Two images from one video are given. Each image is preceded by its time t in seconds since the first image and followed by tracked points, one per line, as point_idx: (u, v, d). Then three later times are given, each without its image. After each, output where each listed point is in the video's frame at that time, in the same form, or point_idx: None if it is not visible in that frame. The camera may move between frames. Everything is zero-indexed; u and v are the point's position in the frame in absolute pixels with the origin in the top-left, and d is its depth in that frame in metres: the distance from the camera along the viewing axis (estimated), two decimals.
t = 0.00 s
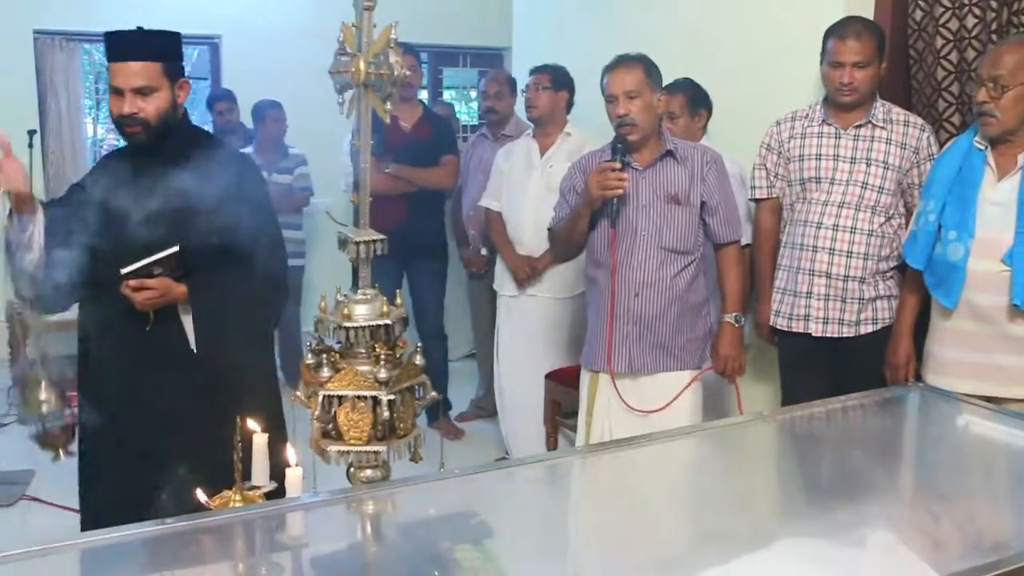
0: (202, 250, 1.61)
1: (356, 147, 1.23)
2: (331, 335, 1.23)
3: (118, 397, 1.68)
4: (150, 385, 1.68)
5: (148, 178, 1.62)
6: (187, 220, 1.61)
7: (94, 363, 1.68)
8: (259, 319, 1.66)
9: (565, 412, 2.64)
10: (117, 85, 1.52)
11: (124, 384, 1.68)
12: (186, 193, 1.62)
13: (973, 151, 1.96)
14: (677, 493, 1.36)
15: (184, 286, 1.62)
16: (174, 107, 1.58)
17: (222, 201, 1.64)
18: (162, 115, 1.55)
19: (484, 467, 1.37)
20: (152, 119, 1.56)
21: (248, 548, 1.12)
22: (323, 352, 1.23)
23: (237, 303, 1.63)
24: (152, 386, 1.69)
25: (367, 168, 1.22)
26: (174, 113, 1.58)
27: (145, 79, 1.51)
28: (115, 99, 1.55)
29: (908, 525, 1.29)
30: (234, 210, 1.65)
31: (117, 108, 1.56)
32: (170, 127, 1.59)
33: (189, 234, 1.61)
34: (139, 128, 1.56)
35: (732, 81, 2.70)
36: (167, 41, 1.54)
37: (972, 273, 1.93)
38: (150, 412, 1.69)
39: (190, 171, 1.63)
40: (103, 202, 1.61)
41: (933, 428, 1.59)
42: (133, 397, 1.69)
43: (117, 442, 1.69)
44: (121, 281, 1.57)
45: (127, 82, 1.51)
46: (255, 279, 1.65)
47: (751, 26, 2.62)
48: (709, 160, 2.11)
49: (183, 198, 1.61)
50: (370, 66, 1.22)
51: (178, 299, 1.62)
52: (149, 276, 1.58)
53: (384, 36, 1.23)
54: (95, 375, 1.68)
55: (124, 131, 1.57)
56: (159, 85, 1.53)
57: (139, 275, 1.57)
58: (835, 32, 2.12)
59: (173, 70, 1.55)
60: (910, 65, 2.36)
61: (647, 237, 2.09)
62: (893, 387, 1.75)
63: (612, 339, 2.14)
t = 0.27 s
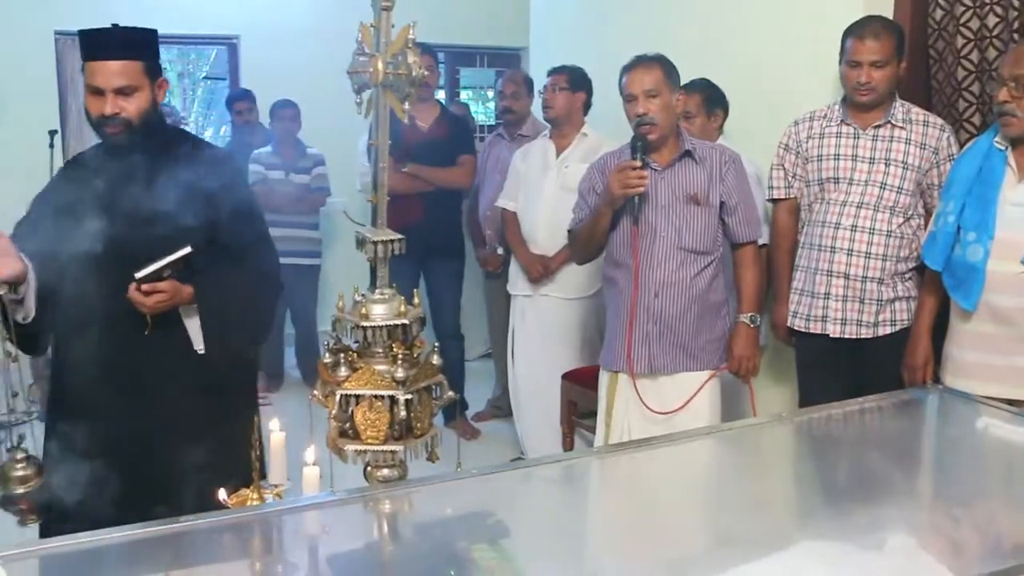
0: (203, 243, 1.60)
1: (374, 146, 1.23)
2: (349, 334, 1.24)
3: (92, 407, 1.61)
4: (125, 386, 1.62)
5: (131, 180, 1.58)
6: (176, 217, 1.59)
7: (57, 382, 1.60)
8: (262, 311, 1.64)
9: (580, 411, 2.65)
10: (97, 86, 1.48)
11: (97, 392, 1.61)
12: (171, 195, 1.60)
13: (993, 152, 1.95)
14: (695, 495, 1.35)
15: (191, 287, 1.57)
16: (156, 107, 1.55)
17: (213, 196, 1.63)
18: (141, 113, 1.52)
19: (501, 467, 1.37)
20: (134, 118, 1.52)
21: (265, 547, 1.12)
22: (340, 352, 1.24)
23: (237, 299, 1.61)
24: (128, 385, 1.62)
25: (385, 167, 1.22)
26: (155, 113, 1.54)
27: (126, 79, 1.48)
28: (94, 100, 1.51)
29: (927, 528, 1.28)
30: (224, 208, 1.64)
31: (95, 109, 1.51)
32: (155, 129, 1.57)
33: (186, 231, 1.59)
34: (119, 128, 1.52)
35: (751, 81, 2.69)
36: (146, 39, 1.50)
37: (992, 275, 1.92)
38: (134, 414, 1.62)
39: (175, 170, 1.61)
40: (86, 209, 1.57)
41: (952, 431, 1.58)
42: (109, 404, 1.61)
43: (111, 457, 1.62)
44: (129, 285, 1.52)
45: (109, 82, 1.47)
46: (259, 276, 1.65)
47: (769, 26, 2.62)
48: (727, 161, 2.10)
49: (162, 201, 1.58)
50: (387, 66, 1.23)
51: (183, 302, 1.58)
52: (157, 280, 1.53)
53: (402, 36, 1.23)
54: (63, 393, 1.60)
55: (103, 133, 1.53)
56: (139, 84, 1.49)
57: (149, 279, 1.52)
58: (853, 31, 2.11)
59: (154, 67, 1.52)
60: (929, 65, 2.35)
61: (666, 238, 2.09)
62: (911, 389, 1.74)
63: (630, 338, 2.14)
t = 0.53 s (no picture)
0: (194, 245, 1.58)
1: (394, 146, 1.23)
2: (368, 334, 1.24)
3: (73, 424, 1.58)
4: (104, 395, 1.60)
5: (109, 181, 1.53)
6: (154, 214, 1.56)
7: (29, 410, 1.57)
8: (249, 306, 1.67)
9: (599, 413, 2.65)
10: (70, 87, 1.44)
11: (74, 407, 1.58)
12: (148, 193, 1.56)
13: (1017, 152, 1.93)
14: (715, 497, 1.35)
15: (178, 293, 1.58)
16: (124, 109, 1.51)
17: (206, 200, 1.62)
18: (114, 113, 1.48)
19: (520, 467, 1.37)
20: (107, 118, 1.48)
21: (284, 546, 1.13)
22: (360, 352, 1.24)
23: (224, 299, 1.61)
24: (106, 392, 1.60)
25: (406, 167, 1.22)
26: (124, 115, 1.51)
27: (103, 79, 1.45)
28: (65, 101, 1.46)
29: (949, 532, 1.27)
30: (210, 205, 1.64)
31: (68, 110, 1.46)
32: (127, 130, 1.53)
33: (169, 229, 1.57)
34: (92, 129, 1.47)
35: (772, 82, 2.68)
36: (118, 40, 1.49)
37: (1015, 277, 1.90)
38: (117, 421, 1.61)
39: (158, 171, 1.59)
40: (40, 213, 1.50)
41: (974, 433, 1.56)
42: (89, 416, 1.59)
43: (106, 467, 1.61)
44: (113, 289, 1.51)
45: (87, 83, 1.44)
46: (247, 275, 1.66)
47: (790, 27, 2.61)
48: (749, 161, 2.09)
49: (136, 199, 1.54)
50: (408, 67, 1.23)
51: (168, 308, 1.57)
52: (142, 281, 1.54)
53: (423, 37, 1.23)
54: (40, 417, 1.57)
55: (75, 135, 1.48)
56: (113, 85, 1.47)
57: (138, 281, 1.53)
58: (874, 31, 2.10)
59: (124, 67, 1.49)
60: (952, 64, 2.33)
61: (689, 238, 2.08)
62: (931, 391, 1.73)
63: (656, 339, 2.13)
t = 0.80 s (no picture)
0: (188, 244, 1.66)
1: (418, 146, 1.24)
2: (392, 334, 1.24)
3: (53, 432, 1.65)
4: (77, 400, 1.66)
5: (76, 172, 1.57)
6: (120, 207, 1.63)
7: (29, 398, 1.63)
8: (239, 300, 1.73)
9: (621, 414, 2.65)
10: (39, 83, 1.46)
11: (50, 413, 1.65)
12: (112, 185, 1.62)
13: None
14: (739, 500, 1.34)
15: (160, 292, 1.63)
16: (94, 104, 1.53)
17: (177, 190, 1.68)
18: (86, 110, 1.50)
19: (542, 468, 1.37)
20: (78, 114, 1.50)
21: (307, 545, 1.13)
22: (383, 352, 1.24)
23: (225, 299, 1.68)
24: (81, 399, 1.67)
25: (430, 168, 1.23)
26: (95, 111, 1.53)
27: (73, 78, 1.47)
28: (37, 97, 1.47)
29: (976, 538, 1.26)
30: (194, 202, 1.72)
31: (40, 105, 1.48)
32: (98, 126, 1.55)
33: (139, 220, 1.63)
34: (61, 126, 1.50)
35: (796, 82, 2.66)
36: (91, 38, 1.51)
37: None
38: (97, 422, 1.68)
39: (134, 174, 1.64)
40: None
41: (1002, 438, 1.55)
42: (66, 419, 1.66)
43: (98, 467, 1.68)
44: (96, 292, 1.58)
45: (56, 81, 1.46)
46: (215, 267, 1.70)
47: (813, 27, 2.59)
48: (775, 163, 2.08)
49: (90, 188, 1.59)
50: (432, 67, 1.23)
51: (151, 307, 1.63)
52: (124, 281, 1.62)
53: (447, 37, 1.23)
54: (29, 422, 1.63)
55: (45, 131, 1.51)
56: (85, 80, 1.48)
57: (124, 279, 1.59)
58: (900, 31, 2.08)
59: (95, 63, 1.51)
60: (979, 65, 2.30)
61: (717, 240, 2.07)
62: (956, 395, 1.71)
63: (683, 341, 2.12)
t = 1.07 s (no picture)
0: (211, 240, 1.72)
1: (451, 148, 1.24)
2: (425, 334, 1.24)
3: (66, 431, 1.60)
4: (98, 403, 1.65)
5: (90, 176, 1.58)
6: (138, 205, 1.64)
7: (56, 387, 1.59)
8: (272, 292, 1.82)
9: (652, 416, 2.64)
10: (44, 83, 1.45)
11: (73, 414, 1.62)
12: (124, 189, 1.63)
13: None
14: (772, 504, 1.33)
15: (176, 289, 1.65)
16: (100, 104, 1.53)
17: (184, 188, 1.71)
18: (91, 109, 1.50)
19: (575, 470, 1.37)
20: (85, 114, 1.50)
21: (339, 543, 1.14)
22: (416, 351, 1.25)
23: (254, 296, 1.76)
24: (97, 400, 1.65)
25: (463, 169, 1.23)
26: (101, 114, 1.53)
27: (77, 77, 1.46)
28: (42, 96, 1.46)
29: (1015, 545, 1.23)
30: (201, 204, 1.75)
31: (46, 105, 1.47)
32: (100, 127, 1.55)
33: (158, 221, 1.65)
34: (67, 126, 1.49)
35: (831, 83, 2.64)
36: (94, 37, 1.50)
37: None
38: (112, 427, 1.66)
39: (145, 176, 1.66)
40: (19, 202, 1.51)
41: None
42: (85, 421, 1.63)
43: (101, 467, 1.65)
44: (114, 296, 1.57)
45: (61, 80, 1.45)
46: (223, 266, 1.74)
47: (849, 28, 2.57)
48: (811, 165, 2.07)
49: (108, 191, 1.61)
50: (466, 68, 1.23)
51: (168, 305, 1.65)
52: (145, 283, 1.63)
53: (481, 39, 1.23)
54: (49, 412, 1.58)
55: (51, 130, 1.49)
56: (91, 81, 1.48)
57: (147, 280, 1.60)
58: (937, 31, 2.06)
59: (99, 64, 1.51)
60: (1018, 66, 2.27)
61: (751, 241, 2.06)
62: (993, 400, 1.69)
63: (717, 343, 2.11)
